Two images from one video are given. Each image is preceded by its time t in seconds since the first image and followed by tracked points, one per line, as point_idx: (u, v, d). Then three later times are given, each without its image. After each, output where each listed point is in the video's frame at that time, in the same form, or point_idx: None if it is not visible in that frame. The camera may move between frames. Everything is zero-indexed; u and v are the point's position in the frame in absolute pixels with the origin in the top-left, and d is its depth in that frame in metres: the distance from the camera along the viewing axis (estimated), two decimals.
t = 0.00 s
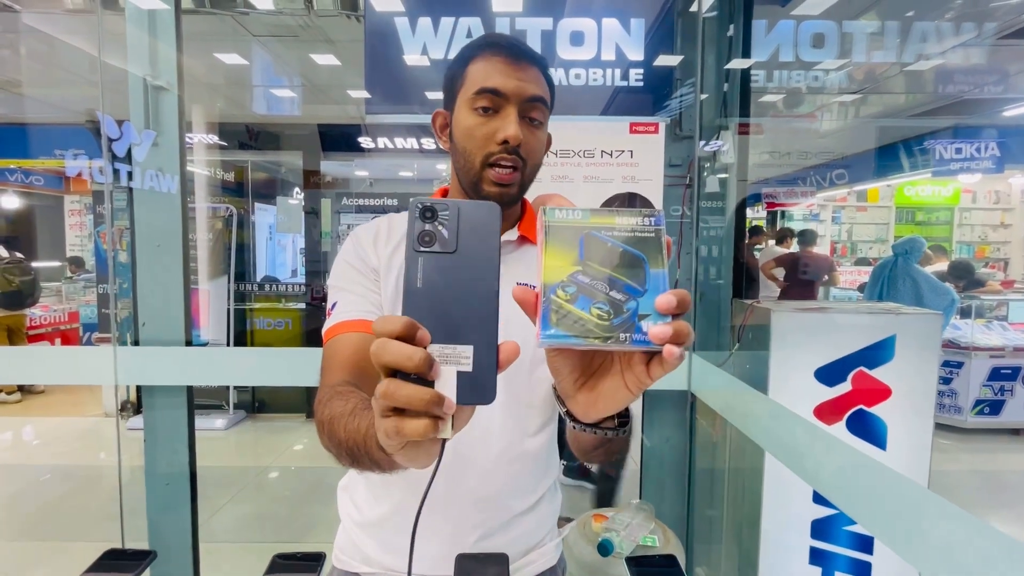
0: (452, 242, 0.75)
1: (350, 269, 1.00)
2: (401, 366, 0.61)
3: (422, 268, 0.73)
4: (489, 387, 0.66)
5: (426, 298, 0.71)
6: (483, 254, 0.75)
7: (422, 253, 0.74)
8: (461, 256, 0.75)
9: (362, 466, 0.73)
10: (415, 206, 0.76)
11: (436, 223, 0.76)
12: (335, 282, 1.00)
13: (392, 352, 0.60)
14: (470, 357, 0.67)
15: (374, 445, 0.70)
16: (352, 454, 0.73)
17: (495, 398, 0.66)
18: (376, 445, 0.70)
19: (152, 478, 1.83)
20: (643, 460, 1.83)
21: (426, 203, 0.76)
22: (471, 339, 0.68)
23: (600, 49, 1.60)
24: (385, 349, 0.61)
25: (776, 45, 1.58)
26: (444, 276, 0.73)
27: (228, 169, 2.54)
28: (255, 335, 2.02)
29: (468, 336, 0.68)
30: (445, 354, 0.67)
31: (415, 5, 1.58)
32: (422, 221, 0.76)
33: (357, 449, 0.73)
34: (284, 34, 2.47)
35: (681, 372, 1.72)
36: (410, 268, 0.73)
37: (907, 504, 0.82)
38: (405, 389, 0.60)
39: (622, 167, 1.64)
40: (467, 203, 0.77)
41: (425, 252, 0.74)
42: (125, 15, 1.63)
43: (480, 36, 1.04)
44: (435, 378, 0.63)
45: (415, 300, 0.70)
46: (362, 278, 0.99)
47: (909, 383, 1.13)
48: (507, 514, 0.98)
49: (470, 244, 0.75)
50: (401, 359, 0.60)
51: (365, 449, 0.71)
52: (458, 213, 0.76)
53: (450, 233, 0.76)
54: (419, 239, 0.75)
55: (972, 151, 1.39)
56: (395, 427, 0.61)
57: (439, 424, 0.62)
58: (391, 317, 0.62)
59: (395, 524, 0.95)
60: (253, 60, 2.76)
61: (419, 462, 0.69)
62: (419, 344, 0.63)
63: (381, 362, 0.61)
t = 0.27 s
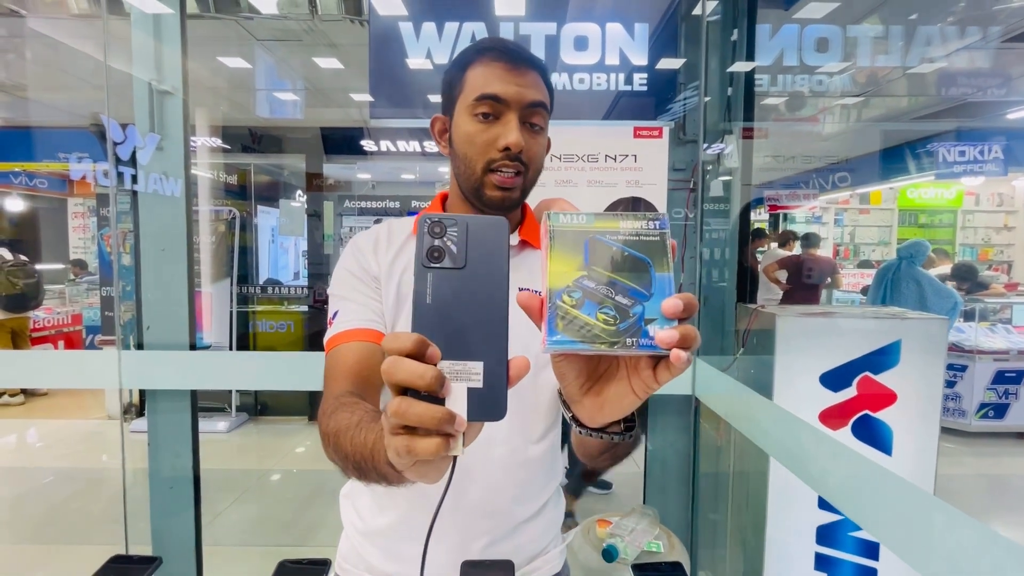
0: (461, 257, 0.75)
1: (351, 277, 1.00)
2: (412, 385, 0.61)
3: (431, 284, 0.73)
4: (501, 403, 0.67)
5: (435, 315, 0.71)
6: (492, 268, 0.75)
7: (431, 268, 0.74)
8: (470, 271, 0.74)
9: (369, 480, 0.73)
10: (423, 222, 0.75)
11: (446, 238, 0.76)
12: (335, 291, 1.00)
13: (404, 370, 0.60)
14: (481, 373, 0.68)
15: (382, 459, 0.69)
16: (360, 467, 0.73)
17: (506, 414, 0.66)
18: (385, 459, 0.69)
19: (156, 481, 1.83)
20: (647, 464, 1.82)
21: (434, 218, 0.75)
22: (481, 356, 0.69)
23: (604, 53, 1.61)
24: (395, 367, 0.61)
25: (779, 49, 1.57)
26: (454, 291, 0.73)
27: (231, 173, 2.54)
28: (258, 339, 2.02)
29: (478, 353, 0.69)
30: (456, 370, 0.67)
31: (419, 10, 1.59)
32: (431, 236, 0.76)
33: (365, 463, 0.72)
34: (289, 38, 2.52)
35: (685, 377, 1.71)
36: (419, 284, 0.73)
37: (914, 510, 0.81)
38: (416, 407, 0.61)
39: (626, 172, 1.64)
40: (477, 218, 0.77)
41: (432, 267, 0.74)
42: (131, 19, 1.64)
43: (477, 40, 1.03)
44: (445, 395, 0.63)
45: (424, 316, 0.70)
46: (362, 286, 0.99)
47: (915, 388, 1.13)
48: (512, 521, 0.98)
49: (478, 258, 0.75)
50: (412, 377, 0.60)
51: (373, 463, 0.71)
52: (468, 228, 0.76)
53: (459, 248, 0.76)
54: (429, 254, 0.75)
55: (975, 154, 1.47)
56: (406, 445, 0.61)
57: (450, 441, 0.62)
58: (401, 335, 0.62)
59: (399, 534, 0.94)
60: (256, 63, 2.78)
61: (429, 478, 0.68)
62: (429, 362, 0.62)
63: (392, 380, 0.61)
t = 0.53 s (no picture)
0: (459, 257, 0.75)
1: (350, 280, 0.99)
2: (411, 386, 0.61)
3: (429, 284, 0.73)
4: (500, 403, 0.67)
5: (434, 314, 0.71)
6: (489, 267, 0.75)
7: (429, 268, 0.74)
8: (467, 271, 0.75)
9: (369, 481, 0.73)
10: (422, 221, 0.75)
11: (443, 239, 0.76)
12: (334, 292, 1.00)
13: (403, 371, 0.60)
14: (480, 373, 0.68)
15: (382, 460, 0.69)
16: (360, 468, 0.73)
17: (507, 413, 0.67)
18: (385, 460, 0.69)
19: (158, 482, 1.83)
20: (649, 465, 1.82)
21: (432, 218, 0.75)
22: (479, 355, 0.69)
23: (607, 54, 1.62)
24: (395, 368, 0.61)
25: (782, 50, 1.57)
26: (452, 291, 0.73)
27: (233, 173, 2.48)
28: (260, 339, 2.03)
29: (476, 353, 0.69)
30: (454, 371, 0.67)
31: (421, 11, 1.59)
32: (428, 236, 0.76)
33: (365, 464, 0.72)
34: (291, 39, 2.53)
35: (687, 378, 1.71)
36: (417, 283, 0.73)
37: (918, 511, 0.81)
38: (415, 408, 0.61)
39: (628, 172, 1.64)
40: (473, 217, 0.77)
41: (431, 267, 0.74)
42: (135, 21, 1.65)
43: (476, 40, 1.03)
44: (445, 396, 0.64)
45: (423, 315, 0.70)
46: (361, 288, 0.99)
47: (918, 389, 1.12)
48: (513, 521, 0.98)
49: (475, 258, 0.75)
50: (412, 378, 0.61)
51: (372, 464, 0.71)
52: (464, 228, 0.76)
53: (457, 248, 0.76)
54: (426, 254, 0.75)
55: (977, 156, 1.40)
56: (406, 446, 0.61)
57: (450, 442, 0.62)
58: (400, 336, 0.62)
59: (399, 536, 0.94)
60: (259, 65, 2.79)
61: (428, 479, 0.68)
62: (428, 363, 0.63)
63: (391, 381, 0.61)
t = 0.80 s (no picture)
0: (461, 257, 0.75)
1: (350, 282, 1.00)
2: (417, 383, 0.61)
3: (433, 282, 0.73)
4: (505, 401, 0.66)
5: (437, 314, 0.71)
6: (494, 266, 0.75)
7: (432, 267, 0.74)
8: (471, 269, 0.74)
9: (373, 482, 0.73)
10: (425, 220, 0.75)
11: (446, 237, 0.75)
12: (334, 295, 1.01)
13: (409, 368, 0.61)
14: (485, 371, 0.68)
15: (386, 460, 0.70)
16: (363, 469, 0.73)
17: (511, 410, 0.66)
18: (389, 459, 0.70)
19: (160, 482, 1.83)
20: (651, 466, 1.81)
21: (435, 216, 0.75)
22: (484, 353, 0.69)
23: (609, 56, 1.62)
24: (400, 366, 0.61)
25: (784, 52, 1.58)
26: (457, 290, 0.73)
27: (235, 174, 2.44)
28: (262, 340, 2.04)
29: (481, 351, 0.69)
30: (459, 369, 0.67)
31: (424, 13, 1.60)
32: (431, 234, 0.75)
33: (368, 464, 0.72)
34: (294, 40, 2.55)
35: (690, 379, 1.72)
36: (420, 281, 0.73)
37: (921, 512, 0.81)
38: (421, 405, 0.61)
39: (631, 174, 1.64)
40: (476, 215, 0.77)
41: (435, 266, 0.74)
42: (138, 23, 1.65)
43: (476, 43, 1.03)
44: (450, 393, 0.64)
45: (425, 314, 0.71)
46: (361, 290, 0.99)
47: (921, 390, 1.12)
48: (514, 522, 0.98)
49: (478, 257, 0.75)
50: (417, 376, 0.61)
51: (376, 464, 0.71)
52: (467, 226, 0.76)
53: (460, 247, 0.75)
54: (430, 252, 0.74)
55: (981, 156, 1.30)
56: (412, 444, 0.62)
57: (455, 439, 0.62)
58: (404, 334, 0.63)
59: (401, 539, 0.94)
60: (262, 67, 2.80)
61: (433, 478, 0.68)
62: (433, 361, 0.63)
63: (397, 379, 0.61)
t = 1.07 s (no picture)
0: (466, 259, 0.75)
1: (350, 284, 1.00)
2: (423, 383, 0.61)
3: (438, 284, 0.73)
4: (508, 400, 0.66)
5: (441, 314, 0.71)
6: (500, 268, 0.75)
7: (438, 269, 0.74)
8: (476, 270, 0.74)
9: (375, 483, 0.73)
10: (430, 223, 0.76)
11: (452, 239, 0.76)
12: (335, 296, 1.01)
13: (415, 368, 0.61)
14: (489, 371, 0.68)
15: (389, 460, 0.69)
16: (365, 470, 0.73)
17: (516, 410, 0.66)
18: (392, 460, 0.69)
19: (162, 483, 1.83)
20: (653, 468, 1.81)
21: (440, 220, 0.76)
22: (488, 354, 0.69)
23: (611, 57, 1.62)
24: (406, 365, 0.61)
25: (786, 53, 1.58)
26: (463, 291, 0.73)
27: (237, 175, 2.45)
28: (264, 340, 2.05)
29: (485, 352, 0.69)
30: (464, 369, 0.67)
31: (426, 15, 1.60)
32: (437, 237, 0.76)
33: (370, 465, 0.72)
34: (296, 42, 2.56)
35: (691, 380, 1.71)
36: (426, 284, 0.73)
37: (924, 515, 0.81)
38: (426, 404, 0.61)
39: (632, 175, 1.64)
40: (482, 219, 0.77)
41: (440, 268, 0.74)
42: (142, 25, 1.66)
43: (477, 43, 1.03)
44: (455, 393, 0.64)
45: (430, 315, 0.71)
46: (362, 292, 0.99)
47: (925, 392, 1.11)
48: (515, 523, 0.98)
49: (483, 258, 0.75)
50: (423, 375, 0.61)
51: (378, 464, 0.71)
52: (474, 228, 0.77)
53: (465, 249, 0.76)
54: (435, 255, 0.75)
55: (983, 157, 1.31)
56: (416, 443, 0.61)
57: (459, 439, 0.62)
58: (410, 334, 0.63)
59: (402, 539, 0.94)
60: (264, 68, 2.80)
61: (436, 478, 0.68)
62: (439, 361, 0.63)
63: (402, 378, 0.61)
